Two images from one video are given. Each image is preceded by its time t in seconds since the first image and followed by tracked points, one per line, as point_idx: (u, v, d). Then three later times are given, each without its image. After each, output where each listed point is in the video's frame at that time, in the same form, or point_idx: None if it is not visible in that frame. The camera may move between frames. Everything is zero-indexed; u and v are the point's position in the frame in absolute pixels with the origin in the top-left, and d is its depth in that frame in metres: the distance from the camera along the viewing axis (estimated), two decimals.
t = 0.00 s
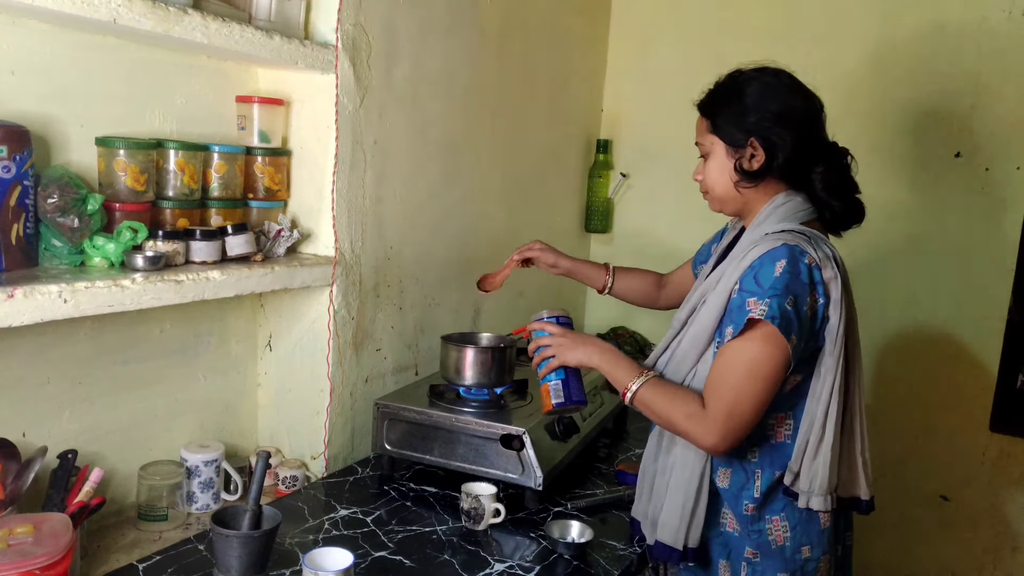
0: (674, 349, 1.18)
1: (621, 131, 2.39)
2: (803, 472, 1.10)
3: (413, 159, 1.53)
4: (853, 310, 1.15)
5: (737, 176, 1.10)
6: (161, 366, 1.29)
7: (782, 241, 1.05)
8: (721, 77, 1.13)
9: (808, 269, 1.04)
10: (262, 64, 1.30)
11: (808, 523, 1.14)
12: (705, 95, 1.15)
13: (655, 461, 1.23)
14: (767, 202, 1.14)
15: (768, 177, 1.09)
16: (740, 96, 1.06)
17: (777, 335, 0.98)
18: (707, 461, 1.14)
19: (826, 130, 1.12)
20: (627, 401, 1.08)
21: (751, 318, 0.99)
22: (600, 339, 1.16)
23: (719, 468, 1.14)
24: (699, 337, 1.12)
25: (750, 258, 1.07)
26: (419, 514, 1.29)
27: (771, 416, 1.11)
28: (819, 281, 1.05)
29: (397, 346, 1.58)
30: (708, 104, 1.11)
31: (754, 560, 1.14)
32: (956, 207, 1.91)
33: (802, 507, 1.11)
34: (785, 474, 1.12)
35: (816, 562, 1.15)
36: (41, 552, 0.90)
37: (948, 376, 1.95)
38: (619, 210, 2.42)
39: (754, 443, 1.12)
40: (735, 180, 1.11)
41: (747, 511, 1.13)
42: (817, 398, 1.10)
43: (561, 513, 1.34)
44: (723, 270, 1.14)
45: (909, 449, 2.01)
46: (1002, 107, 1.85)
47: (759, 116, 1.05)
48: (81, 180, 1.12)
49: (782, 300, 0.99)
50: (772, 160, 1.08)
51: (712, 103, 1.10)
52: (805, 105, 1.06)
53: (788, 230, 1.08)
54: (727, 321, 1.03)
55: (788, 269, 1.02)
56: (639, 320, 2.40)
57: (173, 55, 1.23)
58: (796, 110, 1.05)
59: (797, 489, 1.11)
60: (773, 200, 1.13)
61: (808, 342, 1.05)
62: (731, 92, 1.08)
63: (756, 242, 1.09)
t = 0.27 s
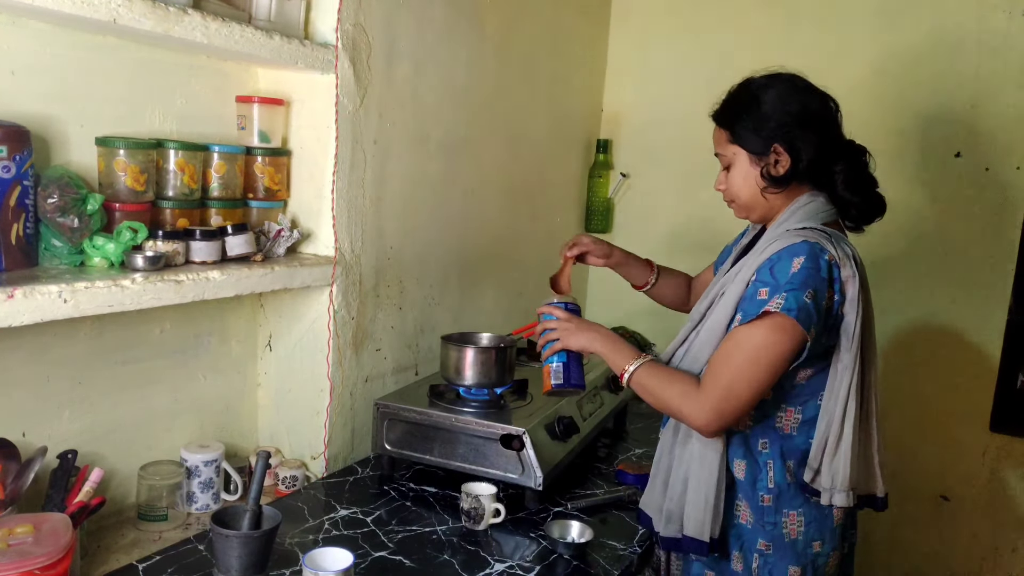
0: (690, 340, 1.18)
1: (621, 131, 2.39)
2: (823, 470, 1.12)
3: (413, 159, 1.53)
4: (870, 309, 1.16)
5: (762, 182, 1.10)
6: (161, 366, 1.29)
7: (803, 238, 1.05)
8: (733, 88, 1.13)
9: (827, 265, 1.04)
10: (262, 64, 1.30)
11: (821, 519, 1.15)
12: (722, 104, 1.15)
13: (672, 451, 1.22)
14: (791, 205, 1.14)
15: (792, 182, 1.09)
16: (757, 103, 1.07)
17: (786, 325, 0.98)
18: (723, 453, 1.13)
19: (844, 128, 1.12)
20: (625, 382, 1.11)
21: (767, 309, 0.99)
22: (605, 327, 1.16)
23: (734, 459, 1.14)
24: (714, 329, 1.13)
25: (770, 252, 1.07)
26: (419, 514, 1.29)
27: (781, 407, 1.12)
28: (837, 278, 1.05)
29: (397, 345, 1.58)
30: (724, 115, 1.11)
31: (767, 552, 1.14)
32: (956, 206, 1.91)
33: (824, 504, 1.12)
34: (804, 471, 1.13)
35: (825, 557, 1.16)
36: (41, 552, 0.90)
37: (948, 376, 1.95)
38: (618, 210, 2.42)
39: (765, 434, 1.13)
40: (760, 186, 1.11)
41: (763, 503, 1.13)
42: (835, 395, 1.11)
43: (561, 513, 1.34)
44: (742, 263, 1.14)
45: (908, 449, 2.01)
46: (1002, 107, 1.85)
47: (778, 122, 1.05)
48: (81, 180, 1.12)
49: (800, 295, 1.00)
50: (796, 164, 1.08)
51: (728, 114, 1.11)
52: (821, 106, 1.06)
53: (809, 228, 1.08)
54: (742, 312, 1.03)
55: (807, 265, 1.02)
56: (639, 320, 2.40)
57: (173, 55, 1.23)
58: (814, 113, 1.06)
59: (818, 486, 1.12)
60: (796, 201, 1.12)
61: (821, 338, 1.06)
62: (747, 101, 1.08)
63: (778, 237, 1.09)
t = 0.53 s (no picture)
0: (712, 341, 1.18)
1: (621, 131, 2.39)
2: (843, 471, 1.12)
3: (413, 159, 1.53)
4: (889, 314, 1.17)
5: (779, 190, 1.09)
6: (161, 366, 1.29)
7: (831, 242, 1.05)
8: (731, 103, 1.13)
9: (855, 271, 1.05)
10: (262, 64, 1.30)
11: (828, 518, 1.15)
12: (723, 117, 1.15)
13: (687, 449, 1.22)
14: (807, 209, 1.13)
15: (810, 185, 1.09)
16: (762, 113, 1.07)
17: (819, 327, 0.98)
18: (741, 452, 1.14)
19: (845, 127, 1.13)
20: (656, 399, 1.10)
21: (802, 312, 0.99)
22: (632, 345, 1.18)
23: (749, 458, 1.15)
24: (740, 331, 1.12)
25: (797, 255, 1.07)
26: (419, 514, 1.29)
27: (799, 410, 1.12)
28: (863, 283, 1.06)
29: (397, 345, 1.58)
30: (729, 130, 1.11)
31: (775, 550, 1.15)
32: (956, 207, 1.91)
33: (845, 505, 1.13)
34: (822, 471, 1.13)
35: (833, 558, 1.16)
36: (41, 552, 0.90)
37: (948, 376, 1.95)
38: (618, 210, 2.42)
39: (782, 437, 1.13)
40: (777, 193, 1.10)
41: (773, 502, 1.14)
42: (858, 397, 1.12)
43: (561, 513, 1.33)
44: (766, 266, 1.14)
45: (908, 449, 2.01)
46: (1002, 107, 1.85)
47: (787, 128, 1.05)
48: (80, 180, 1.12)
49: (833, 300, 1.00)
50: (811, 168, 1.08)
51: (733, 129, 1.10)
52: (824, 109, 1.07)
53: (836, 233, 1.08)
54: (772, 316, 1.03)
55: (837, 270, 1.02)
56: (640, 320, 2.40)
57: (172, 54, 1.23)
58: (818, 115, 1.06)
59: (838, 488, 1.13)
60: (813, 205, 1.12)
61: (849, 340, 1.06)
62: (751, 114, 1.08)
63: (804, 240, 1.09)
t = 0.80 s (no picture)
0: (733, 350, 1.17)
1: (621, 131, 2.39)
2: (885, 467, 1.16)
3: (414, 159, 1.53)
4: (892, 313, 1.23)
5: (803, 188, 1.11)
6: (161, 366, 1.29)
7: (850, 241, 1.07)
8: (747, 100, 1.12)
9: (875, 268, 1.07)
10: (262, 64, 1.30)
11: (846, 513, 1.18)
12: (734, 117, 1.14)
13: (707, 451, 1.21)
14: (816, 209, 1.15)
15: (828, 184, 1.12)
16: (787, 110, 1.07)
17: (857, 328, 0.99)
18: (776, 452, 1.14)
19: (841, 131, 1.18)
20: (714, 425, 1.09)
21: (840, 312, 1.00)
22: (671, 369, 1.18)
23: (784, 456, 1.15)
24: (765, 337, 1.11)
25: (815, 259, 1.06)
26: (419, 514, 1.29)
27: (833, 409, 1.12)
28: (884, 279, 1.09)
29: (397, 346, 1.58)
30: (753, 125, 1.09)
31: (798, 550, 1.16)
32: (956, 207, 1.91)
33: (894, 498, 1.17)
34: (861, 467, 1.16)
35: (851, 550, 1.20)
36: (41, 552, 0.90)
37: (948, 376, 1.95)
38: (619, 210, 2.42)
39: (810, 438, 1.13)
40: (800, 191, 1.11)
41: (799, 502, 1.15)
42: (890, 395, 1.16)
43: (561, 513, 1.33)
44: (781, 271, 1.13)
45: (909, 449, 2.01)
46: (1002, 107, 1.84)
47: (811, 126, 1.07)
48: (80, 180, 1.12)
49: (865, 296, 1.01)
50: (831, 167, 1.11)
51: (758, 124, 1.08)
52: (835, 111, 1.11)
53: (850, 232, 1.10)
54: (807, 321, 1.03)
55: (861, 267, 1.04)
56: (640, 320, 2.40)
57: (172, 54, 1.23)
58: (833, 116, 1.10)
59: (883, 483, 1.16)
60: (824, 204, 1.13)
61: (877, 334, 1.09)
62: (777, 110, 1.07)
63: (819, 242, 1.09)
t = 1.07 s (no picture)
0: (749, 356, 1.16)
1: (621, 131, 2.39)
2: (917, 466, 1.18)
3: (414, 159, 1.53)
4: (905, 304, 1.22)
5: (810, 192, 1.10)
6: (161, 366, 1.29)
7: (865, 244, 1.06)
8: (753, 101, 1.10)
9: (891, 270, 1.07)
10: (262, 64, 1.30)
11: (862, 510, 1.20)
12: (739, 116, 1.11)
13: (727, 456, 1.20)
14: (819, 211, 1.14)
15: (833, 188, 1.12)
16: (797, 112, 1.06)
17: (881, 332, 1.00)
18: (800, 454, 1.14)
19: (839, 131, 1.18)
20: (742, 425, 1.09)
21: (867, 318, 0.99)
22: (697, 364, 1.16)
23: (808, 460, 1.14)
24: (782, 342, 1.11)
25: (832, 263, 1.06)
26: (419, 514, 1.29)
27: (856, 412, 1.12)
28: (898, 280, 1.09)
29: (397, 346, 1.58)
30: (761, 128, 1.07)
31: (824, 552, 1.16)
32: (957, 207, 1.91)
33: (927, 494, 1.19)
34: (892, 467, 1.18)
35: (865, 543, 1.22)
36: (41, 552, 0.90)
37: (948, 376, 1.95)
38: (619, 210, 2.42)
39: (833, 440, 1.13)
40: (807, 196, 1.10)
41: (826, 503, 1.14)
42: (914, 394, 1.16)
43: (561, 513, 1.33)
44: (795, 275, 1.12)
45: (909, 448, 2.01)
46: (1002, 107, 1.84)
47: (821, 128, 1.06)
48: (81, 180, 1.12)
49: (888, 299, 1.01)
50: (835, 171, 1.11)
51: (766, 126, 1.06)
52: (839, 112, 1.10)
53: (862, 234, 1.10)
54: (829, 326, 1.02)
55: (881, 270, 1.04)
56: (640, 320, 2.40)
57: (172, 55, 1.23)
58: (838, 117, 1.09)
59: (914, 479, 1.19)
60: (828, 207, 1.14)
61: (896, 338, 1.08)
62: (785, 112, 1.05)
63: (834, 246, 1.08)
